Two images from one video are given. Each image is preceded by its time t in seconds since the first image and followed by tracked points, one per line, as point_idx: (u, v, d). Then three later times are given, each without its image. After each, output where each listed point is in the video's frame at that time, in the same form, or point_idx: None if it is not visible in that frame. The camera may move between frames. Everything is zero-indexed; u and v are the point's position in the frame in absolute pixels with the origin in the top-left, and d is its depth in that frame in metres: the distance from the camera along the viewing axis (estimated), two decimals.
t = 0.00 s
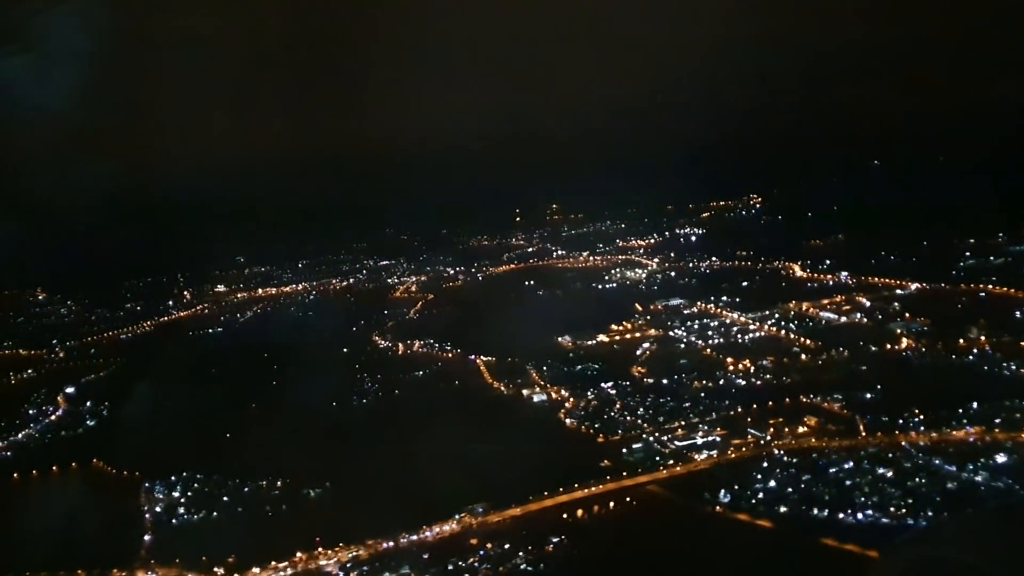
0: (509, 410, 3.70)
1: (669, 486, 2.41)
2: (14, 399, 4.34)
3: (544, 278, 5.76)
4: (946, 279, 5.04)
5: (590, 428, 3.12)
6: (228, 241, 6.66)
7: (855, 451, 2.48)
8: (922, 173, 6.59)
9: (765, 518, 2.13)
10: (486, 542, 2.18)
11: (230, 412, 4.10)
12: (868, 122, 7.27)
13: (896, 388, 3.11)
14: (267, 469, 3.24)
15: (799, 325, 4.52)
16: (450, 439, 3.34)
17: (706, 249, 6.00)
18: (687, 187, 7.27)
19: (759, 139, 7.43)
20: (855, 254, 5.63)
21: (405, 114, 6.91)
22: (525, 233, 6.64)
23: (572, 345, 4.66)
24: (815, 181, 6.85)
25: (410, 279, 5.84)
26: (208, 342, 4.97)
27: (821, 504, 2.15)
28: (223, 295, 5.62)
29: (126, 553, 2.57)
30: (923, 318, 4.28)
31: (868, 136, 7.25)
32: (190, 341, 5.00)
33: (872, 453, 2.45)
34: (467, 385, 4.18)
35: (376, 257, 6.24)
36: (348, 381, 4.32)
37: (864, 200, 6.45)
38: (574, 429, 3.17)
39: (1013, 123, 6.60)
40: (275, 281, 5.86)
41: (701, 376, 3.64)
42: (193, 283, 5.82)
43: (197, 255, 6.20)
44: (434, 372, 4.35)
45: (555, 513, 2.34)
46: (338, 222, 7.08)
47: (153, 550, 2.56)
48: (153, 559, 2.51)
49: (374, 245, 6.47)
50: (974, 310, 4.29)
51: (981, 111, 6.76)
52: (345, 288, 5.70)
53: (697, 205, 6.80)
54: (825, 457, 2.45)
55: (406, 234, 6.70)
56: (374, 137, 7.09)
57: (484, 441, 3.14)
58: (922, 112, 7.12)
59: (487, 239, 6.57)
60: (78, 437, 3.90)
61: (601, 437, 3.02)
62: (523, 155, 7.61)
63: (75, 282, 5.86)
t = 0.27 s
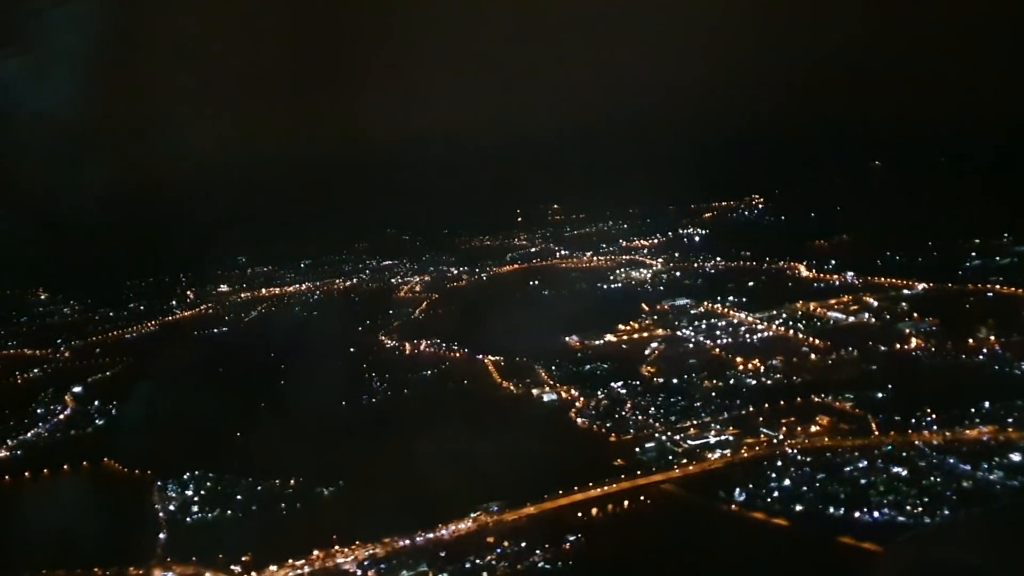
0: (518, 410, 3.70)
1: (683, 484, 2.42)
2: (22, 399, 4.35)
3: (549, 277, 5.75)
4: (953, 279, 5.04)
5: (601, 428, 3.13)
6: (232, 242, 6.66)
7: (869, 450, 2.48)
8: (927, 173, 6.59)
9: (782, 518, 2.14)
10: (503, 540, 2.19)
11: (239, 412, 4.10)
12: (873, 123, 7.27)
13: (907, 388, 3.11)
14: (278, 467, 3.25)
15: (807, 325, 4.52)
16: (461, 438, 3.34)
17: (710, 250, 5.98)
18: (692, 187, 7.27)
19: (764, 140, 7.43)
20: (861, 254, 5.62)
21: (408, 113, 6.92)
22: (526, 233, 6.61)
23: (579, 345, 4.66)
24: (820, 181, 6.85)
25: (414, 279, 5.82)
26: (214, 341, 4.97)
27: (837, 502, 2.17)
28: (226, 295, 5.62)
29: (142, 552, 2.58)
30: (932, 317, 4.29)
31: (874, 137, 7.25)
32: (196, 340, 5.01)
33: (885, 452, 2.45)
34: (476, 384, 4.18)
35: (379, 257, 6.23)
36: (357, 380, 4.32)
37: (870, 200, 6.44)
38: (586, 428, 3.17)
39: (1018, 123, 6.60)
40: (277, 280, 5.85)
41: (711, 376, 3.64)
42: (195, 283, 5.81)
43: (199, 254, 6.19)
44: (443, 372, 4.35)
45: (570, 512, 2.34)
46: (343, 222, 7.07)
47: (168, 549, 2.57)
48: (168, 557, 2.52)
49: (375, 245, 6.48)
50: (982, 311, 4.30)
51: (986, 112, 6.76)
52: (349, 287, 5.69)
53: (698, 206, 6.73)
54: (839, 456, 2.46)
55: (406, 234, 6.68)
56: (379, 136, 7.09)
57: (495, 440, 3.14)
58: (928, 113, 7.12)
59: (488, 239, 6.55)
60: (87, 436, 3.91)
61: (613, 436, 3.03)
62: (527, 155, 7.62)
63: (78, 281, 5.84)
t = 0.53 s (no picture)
0: (527, 409, 3.71)
1: (698, 483, 2.43)
2: (29, 398, 4.36)
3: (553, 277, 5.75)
4: (959, 278, 5.04)
5: (613, 427, 3.13)
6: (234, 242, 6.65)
7: (883, 449, 2.50)
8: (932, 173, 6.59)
9: (798, 516, 2.16)
10: (521, 538, 2.20)
11: (245, 412, 4.11)
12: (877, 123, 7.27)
13: (917, 387, 3.12)
14: (286, 468, 3.25)
15: (815, 324, 4.54)
16: (471, 438, 3.34)
17: (714, 250, 5.96)
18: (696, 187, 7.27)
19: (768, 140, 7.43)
20: (866, 254, 5.62)
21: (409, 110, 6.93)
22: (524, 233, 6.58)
23: (587, 344, 4.66)
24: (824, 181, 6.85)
25: (416, 278, 5.79)
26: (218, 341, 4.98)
27: (853, 501, 2.18)
28: (226, 295, 5.61)
29: (159, 551, 2.58)
30: (940, 317, 4.31)
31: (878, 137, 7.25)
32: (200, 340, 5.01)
33: (899, 450, 2.46)
34: (484, 384, 4.19)
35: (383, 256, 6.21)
36: (366, 379, 4.34)
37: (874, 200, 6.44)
38: (596, 426, 3.18)
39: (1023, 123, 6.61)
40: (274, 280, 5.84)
41: (721, 375, 3.65)
42: (197, 282, 5.72)
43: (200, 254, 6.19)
44: (450, 372, 4.35)
45: (585, 510, 2.35)
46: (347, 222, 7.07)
47: (185, 547, 2.57)
48: (185, 555, 2.53)
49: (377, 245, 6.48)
50: (990, 311, 4.30)
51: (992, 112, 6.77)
52: (351, 287, 5.69)
53: (700, 205, 6.63)
54: (853, 454, 2.47)
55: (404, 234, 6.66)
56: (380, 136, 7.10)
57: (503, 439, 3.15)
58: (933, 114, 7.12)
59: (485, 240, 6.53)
60: (96, 435, 3.92)
61: (625, 435, 3.03)
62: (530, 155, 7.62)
63: (78, 277, 5.77)
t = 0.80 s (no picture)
0: (537, 407, 3.72)
1: (713, 481, 2.44)
2: (38, 396, 4.37)
3: (558, 276, 5.76)
4: (967, 279, 5.03)
5: (625, 426, 3.14)
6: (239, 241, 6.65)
7: (897, 447, 2.50)
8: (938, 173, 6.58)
9: (814, 515, 2.17)
10: (537, 536, 2.21)
11: (252, 411, 4.12)
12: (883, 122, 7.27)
13: (929, 387, 3.12)
14: (297, 466, 3.26)
15: (824, 323, 4.56)
16: (481, 437, 3.35)
17: (719, 250, 5.96)
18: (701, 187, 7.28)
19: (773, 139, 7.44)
20: (872, 254, 5.61)
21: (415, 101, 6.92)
22: (527, 233, 6.56)
23: (594, 344, 4.66)
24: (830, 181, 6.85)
25: (421, 278, 5.79)
26: (225, 341, 4.99)
27: (869, 499, 2.19)
28: (230, 295, 5.62)
29: (174, 548, 2.59)
30: (948, 316, 4.32)
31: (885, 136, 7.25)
32: (207, 339, 5.03)
33: (913, 449, 2.47)
34: (493, 383, 4.19)
35: (386, 256, 6.20)
36: (375, 378, 4.34)
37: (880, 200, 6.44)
38: (608, 425, 3.19)
39: None
40: (278, 280, 5.85)
41: (731, 374, 3.65)
42: (201, 283, 5.75)
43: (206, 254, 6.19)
44: (458, 371, 4.36)
45: (601, 508, 2.36)
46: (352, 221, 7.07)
47: (200, 545, 2.58)
48: (201, 553, 2.54)
49: (379, 245, 6.47)
50: (999, 311, 4.30)
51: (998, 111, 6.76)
52: (356, 287, 5.69)
53: (703, 206, 6.73)
54: (867, 453, 2.48)
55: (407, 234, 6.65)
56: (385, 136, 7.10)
57: (513, 439, 3.15)
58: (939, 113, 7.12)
59: (488, 239, 6.51)
60: (105, 434, 3.93)
61: (637, 434, 3.04)
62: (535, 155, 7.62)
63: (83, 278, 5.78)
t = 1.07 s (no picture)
0: (547, 406, 3.73)
1: (727, 480, 2.44)
2: (46, 394, 4.39)
3: (563, 276, 5.77)
4: (974, 279, 5.02)
5: (637, 425, 3.15)
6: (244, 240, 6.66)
7: (910, 447, 2.51)
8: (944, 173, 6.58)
9: (830, 513, 2.18)
10: (554, 534, 2.22)
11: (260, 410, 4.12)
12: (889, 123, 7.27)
13: (940, 387, 3.12)
14: (308, 464, 3.27)
15: (832, 323, 4.56)
16: (492, 436, 3.35)
17: (722, 249, 5.97)
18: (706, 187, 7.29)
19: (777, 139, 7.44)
20: (878, 254, 5.61)
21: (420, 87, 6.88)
22: (531, 233, 6.55)
23: (603, 343, 4.67)
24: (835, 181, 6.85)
25: (426, 278, 5.80)
26: (232, 340, 5.00)
27: (884, 498, 2.21)
28: (234, 295, 5.63)
29: (190, 546, 2.60)
30: (957, 316, 4.33)
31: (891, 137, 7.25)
32: (214, 338, 5.04)
33: (927, 449, 2.48)
34: (502, 381, 4.20)
35: (390, 255, 6.20)
36: (384, 377, 4.35)
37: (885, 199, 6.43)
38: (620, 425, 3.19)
39: None
40: (282, 280, 5.85)
41: (742, 374, 3.66)
42: (205, 283, 5.77)
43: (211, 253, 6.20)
44: (467, 370, 4.36)
45: (617, 507, 2.37)
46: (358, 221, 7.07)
47: (217, 542, 2.59)
48: (219, 551, 2.55)
49: (379, 244, 6.46)
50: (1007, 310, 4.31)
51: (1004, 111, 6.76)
52: (360, 287, 5.70)
53: (706, 205, 6.74)
54: (881, 452, 2.48)
55: (409, 233, 6.64)
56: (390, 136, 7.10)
57: (524, 437, 3.16)
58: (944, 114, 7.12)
59: (491, 239, 6.51)
60: (115, 433, 3.94)
61: (650, 433, 3.05)
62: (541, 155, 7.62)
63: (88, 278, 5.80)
